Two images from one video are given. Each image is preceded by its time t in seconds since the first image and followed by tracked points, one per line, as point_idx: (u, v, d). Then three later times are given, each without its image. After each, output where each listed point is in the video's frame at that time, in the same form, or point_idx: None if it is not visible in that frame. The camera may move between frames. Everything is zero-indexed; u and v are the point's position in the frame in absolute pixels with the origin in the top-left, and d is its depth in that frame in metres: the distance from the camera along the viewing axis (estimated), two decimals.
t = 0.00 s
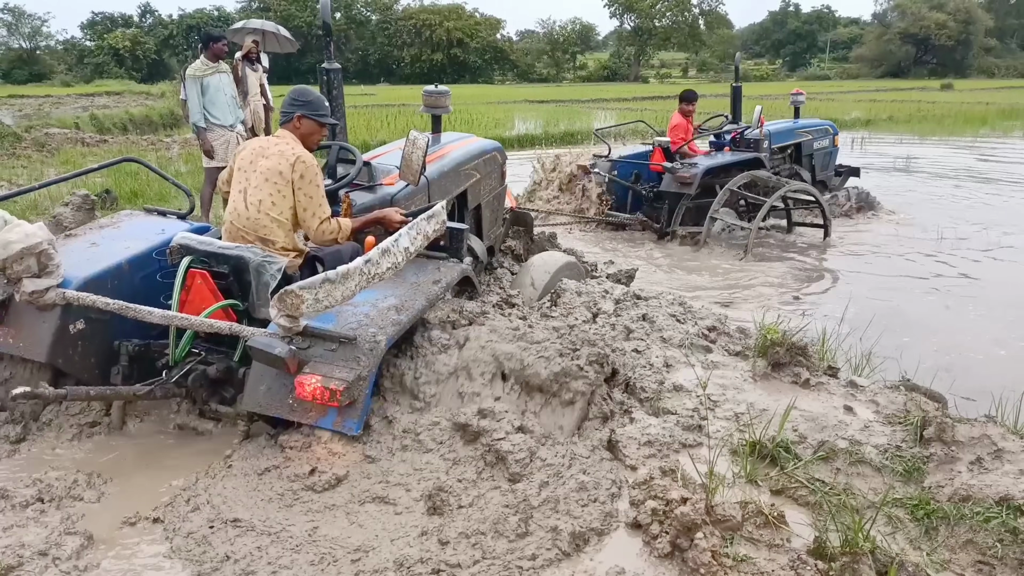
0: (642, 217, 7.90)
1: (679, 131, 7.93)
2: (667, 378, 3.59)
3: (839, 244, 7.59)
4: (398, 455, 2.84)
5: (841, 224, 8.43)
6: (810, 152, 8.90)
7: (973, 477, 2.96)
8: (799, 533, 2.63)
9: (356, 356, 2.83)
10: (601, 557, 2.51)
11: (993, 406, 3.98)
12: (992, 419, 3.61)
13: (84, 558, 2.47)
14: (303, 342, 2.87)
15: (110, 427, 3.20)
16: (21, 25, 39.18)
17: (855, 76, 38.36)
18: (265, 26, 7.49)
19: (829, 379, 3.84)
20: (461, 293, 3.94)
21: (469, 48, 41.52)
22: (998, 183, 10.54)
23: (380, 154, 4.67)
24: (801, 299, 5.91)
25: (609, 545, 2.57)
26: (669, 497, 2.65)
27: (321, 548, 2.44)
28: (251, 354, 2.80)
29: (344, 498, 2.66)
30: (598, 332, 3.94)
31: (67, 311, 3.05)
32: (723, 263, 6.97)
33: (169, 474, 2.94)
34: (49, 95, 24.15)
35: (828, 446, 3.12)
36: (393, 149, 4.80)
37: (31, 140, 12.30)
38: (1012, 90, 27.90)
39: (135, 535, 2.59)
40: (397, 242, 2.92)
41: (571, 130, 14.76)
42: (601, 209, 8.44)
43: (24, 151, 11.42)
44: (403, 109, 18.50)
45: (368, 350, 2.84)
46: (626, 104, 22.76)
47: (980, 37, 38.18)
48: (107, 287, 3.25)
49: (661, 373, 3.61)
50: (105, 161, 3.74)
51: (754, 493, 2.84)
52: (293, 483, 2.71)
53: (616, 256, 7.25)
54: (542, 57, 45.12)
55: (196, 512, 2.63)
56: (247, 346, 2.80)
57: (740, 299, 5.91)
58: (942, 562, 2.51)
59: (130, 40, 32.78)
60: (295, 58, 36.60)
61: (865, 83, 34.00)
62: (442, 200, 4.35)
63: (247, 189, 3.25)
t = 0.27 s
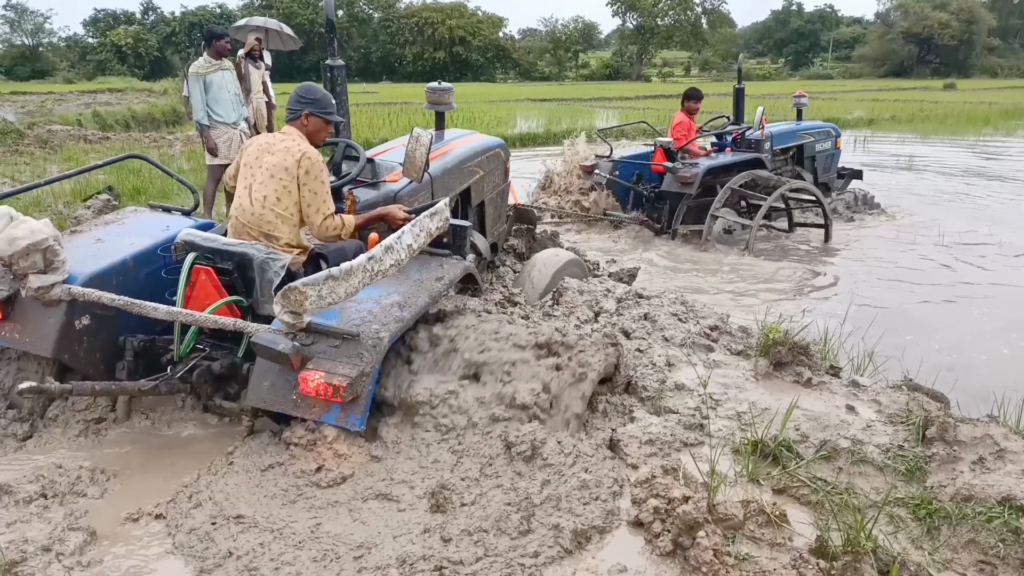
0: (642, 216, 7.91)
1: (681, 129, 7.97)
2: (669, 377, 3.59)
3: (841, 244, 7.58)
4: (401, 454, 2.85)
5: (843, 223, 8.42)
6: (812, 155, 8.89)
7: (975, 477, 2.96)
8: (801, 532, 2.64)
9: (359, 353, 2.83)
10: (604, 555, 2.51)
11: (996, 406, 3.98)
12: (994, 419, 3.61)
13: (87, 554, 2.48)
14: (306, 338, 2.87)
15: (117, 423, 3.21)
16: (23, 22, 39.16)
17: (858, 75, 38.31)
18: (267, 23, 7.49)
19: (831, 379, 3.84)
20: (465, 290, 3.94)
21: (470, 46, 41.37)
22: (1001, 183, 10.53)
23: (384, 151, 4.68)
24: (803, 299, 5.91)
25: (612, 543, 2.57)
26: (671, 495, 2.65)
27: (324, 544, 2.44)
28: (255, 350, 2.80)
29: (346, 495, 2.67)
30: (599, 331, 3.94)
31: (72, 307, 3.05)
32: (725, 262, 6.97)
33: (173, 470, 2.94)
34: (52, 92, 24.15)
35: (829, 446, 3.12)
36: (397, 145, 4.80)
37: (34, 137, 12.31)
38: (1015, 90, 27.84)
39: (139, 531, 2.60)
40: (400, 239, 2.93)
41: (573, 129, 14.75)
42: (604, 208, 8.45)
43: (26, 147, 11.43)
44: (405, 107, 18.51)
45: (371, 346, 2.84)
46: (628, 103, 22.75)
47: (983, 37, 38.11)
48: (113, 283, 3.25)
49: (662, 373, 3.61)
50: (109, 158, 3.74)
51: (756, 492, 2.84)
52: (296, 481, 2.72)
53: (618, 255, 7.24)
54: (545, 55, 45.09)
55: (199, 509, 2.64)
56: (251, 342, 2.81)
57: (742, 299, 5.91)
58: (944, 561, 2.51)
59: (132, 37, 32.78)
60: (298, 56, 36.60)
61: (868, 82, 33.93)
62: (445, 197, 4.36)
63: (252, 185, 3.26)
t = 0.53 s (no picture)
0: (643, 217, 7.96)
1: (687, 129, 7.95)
2: (670, 378, 3.59)
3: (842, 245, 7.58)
4: (401, 453, 2.85)
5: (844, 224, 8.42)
6: (813, 156, 8.89)
7: (976, 478, 2.96)
8: (802, 533, 2.64)
9: (364, 350, 2.83)
10: (605, 555, 2.51)
11: (996, 407, 3.98)
12: (995, 420, 3.61)
13: (89, 552, 2.48)
14: (311, 335, 2.87)
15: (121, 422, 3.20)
16: (25, 20, 39.13)
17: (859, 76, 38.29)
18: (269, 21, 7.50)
19: (832, 380, 3.84)
20: (467, 289, 3.94)
21: (473, 46, 41.63)
22: (1002, 185, 10.52)
23: (387, 149, 4.68)
24: (804, 299, 5.91)
25: (613, 543, 2.57)
26: (672, 496, 2.65)
27: (324, 543, 2.45)
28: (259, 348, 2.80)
29: (347, 494, 2.67)
30: (600, 331, 3.94)
31: (77, 304, 3.06)
32: (726, 263, 6.97)
33: (176, 469, 2.95)
34: (53, 90, 24.14)
35: (830, 447, 3.12)
36: (400, 144, 4.81)
37: (36, 135, 12.31)
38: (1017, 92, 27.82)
39: (140, 530, 2.60)
40: (404, 237, 2.93)
41: (574, 129, 14.75)
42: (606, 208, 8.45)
43: (28, 145, 11.43)
44: (406, 107, 18.51)
45: (375, 343, 2.85)
46: (629, 103, 22.75)
47: (985, 39, 38.10)
48: (117, 280, 3.26)
49: (663, 373, 3.61)
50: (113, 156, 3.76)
51: (756, 492, 2.84)
52: (297, 481, 2.72)
53: (619, 255, 7.24)
54: (546, 55, 45.07)
55: (200, 507, 2.64)
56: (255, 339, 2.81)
57: (743, 299, 5.91)
58: (945, 562, 2.51)
59: (134, 36, 32.75)
60: (299, 55, 36.58)
61: (870, 83, 33.93)
62: (448, 195, 4.36)
63: (257, 182, 3.27)
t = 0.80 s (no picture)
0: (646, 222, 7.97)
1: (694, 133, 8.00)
2: (673, 382, 3.58)
3: (845, 249, 7.57)
4: (399, 453, 2.84)
5: (847, 229, 8.41)
6: (816, 162, 8.88)
7: (979, 484, 2.96)
8: (804, 539, 2.63)
9: (367, 354, 2.84)
10: (606, 560, 2.51)
11: (999, 413, 3.98)
12: (999, 426, 3.60)
13: (91, 556, 2.48)
14: (315, 339, 2.88)
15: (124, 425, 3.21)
16: (30, 24, 39.20)
17: (862, 81, 38.32)
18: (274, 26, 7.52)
19: (835, 385, 3.83)
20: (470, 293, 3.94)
21: (476, 50, 41.45)
22: (1006, 190, 10.51)
23: (391, 154, 4.69)
24: (807, 304, 5.90)
25: (614, 549, 2.57)
26: (674, 501, 2.65)
27: (325, 547, 2.45)
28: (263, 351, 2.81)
29: (346, 496, 2.66)
30: (602, 336, 3.94)
31: (82, 306, 3.07)
32: (729, 268, 6.96)
33: (177, 473, 2.95)
34: (57, 94, 24.20)
35: (833, 452, 3.11)
36: (404, 148, 4.81)
37: (40, 138, 12.34)
38: (1020, 97, 27.84)
39: (141, 533, 2.60)
40: (408, 242, 2.94)
41: (578, 133, 14.75)
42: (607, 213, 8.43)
43: (32, 149, 11.46)
44: (409, 111, 18.53)
45: (379, 348, 2.86)
46: (632, 107, 22.77)
47: (988, 44, 38.13)
48: (122, 283, 3.26)
49: (666, 377, 3.60)
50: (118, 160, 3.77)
51: (759, 498, 2.83)
52: (297, 484, 2.72)
53: (621, 260, 7.24)
54: (549, 60, 45.13)
55: (201, 511, 2.64)
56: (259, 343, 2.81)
57: (745, 304, 5.90)
58: (948, 567, 2.50)
59: (138, 39, 32.82)
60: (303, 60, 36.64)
61: (874, 88, 33.92)
62: (452, 200, 4.37)
63: (257, 189, 3.28)
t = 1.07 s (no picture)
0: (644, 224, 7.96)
1: (693, 134, 8.00)
2: (672, 384, 3.58)
3: (844, 251, 7.58)
4: (399, 457, 2.84)
5: (846, 230, 8.42)
6: (813, 165, 8.89)
7: (978, 485, 2.96)
8: (804, 540, 2.63)
9: (366, 357, 2.84)
10: (606, 563, 2.51)
11: (998, 413, 3.98)
12: (997, 427, 3.60)
13: (90, 560, 2.48)
14: (313, 343, 2.88)
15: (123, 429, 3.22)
16: (28, 28, 39.20)
17: (860, 82, 38.39)
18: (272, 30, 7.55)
19: (834, 387, 3.83)
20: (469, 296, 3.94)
21: (474, 54, 41.11)
22: (1004, 191, 10.52)
23: (389, 157, 4.69)
24: (806, 306, 5.90)
25: (614, 551, 2.57)
26: (673, 502, 2.65)
27: (326, 551, 2.44)
28: (262, 355, 2.81)
29: (348, 503, 2.67)
30: (601, 338, 3.95)
31: (81, 310, 3.07)
32: (728, 269, 6.97)
33: (176, 476, 2.95)
34: (56, 98, 24.20)
35: (832, 453, 3.11)
36: (402, 151, 4.82)
37: (38, 142, 12.33)
38: (1018, 98, 27.87)
39: (141, 537, 2.60)
40: (406, 244, 2.94)
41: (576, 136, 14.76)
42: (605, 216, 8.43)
43: (30, 153, 11.46)
44: (408, 114, 18.54)
45: (377, 351, 2.86)
46: (630, 109, 22.79)
47: (986, 45, 38.20)
48: (120, 287, 3.26)
49: (665, 379, 3.60)
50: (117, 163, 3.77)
51: (758, 499, 2.83)
52: (297, 489, 2.72)
53: (620, 262, 7.24)
54: (548, 62, 45.18)
55: (200, 514, 2.64)
56: (258, 346, 2.82)
57: (744, 306, 5.90)
58: (947, 568, 2.51)
59: (136, 44, 32.83)
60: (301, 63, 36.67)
61: (872, 90, 34.00)
62: (450, 202, 4.37)
63: (255, 191, 3.28)
